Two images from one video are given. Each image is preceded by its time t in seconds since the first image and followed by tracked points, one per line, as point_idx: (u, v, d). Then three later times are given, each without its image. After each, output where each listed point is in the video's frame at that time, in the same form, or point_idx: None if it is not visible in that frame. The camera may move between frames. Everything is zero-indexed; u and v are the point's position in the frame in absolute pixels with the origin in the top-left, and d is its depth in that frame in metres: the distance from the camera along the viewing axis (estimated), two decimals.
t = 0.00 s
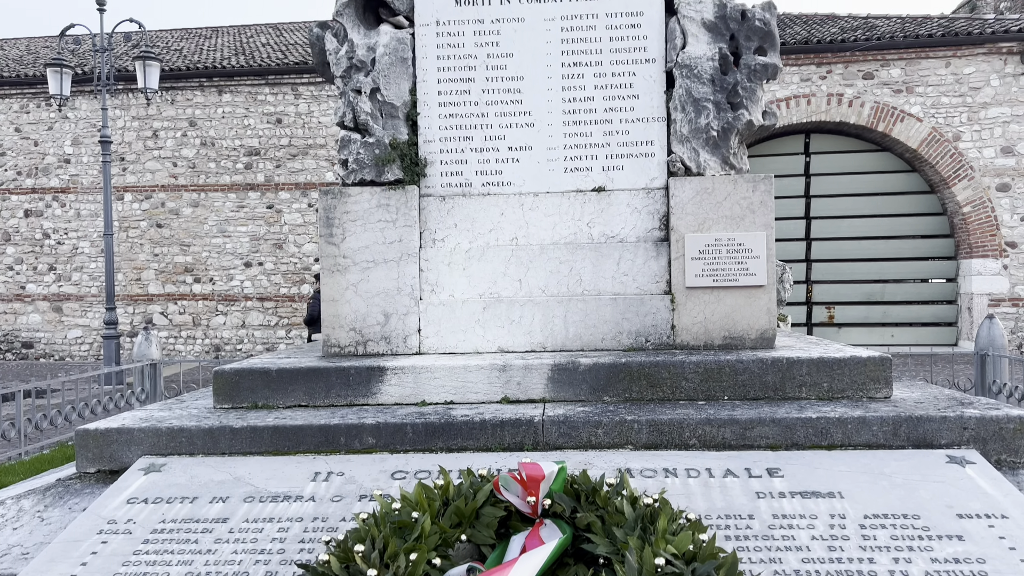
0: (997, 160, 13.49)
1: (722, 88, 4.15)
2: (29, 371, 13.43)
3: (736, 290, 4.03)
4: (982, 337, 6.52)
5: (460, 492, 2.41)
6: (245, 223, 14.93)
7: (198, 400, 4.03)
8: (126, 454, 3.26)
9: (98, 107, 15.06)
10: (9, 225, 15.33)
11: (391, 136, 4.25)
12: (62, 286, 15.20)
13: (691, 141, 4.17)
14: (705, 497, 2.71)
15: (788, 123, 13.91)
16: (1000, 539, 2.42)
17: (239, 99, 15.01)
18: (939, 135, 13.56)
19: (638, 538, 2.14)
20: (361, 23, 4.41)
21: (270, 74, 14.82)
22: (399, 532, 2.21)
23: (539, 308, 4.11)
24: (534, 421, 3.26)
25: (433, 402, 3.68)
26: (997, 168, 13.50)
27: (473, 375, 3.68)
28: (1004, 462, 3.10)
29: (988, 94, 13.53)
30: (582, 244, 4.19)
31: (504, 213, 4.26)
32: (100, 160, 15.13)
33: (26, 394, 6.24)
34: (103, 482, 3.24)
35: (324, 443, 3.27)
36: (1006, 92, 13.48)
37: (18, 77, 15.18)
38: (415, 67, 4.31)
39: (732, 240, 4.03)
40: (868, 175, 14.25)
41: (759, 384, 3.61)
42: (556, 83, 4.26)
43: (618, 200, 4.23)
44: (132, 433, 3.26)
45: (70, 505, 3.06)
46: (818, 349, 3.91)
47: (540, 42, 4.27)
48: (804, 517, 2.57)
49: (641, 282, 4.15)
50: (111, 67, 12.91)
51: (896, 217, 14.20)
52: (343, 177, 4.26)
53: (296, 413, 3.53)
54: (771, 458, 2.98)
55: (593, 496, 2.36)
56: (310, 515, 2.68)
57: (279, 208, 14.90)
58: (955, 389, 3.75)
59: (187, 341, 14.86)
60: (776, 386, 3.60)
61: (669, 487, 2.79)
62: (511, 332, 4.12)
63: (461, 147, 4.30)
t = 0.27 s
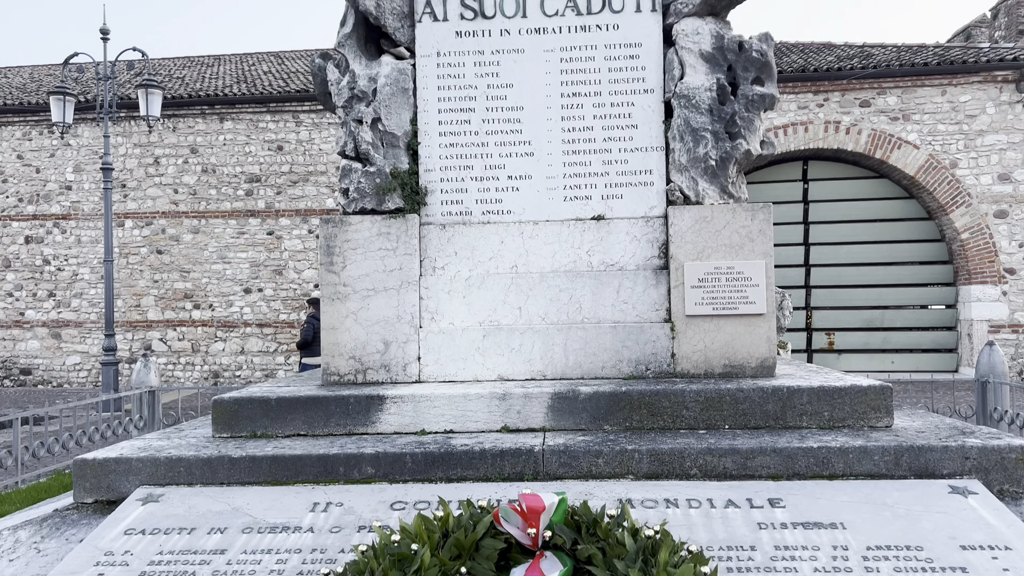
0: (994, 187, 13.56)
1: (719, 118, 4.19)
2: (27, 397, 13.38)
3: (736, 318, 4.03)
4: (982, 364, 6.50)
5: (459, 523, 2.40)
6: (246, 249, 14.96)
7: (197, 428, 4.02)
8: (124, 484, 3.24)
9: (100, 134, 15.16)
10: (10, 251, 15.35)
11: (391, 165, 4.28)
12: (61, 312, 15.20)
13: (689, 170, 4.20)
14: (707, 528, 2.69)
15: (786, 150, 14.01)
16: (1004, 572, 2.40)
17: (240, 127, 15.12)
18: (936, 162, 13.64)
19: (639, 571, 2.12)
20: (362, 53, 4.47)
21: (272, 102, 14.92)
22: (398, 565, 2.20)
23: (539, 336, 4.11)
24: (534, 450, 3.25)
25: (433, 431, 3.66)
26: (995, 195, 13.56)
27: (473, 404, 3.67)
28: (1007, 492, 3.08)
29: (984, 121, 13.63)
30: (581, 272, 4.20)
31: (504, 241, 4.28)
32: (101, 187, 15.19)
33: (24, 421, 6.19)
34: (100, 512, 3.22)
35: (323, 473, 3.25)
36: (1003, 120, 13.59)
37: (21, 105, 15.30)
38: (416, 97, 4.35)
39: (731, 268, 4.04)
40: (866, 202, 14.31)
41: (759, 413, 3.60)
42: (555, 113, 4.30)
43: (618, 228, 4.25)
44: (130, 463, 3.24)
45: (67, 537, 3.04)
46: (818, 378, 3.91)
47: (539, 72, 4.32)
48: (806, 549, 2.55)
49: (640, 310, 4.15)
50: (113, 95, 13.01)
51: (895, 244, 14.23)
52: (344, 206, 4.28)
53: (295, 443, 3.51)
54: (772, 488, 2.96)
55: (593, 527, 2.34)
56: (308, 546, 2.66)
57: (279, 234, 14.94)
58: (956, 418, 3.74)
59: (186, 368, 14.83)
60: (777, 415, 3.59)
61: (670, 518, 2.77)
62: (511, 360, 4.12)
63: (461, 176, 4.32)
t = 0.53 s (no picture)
0: (992, 212, 13.62)
1: (717, 146, 4.23)
2: (24, 423, 13.32)
3: (735, 345, 4.04)
4: (982, 390, 6.49)
5: (459, 554, 2.38)
6: (246, 274, 14.98)
7: (196, 456, 4.00)
8: (122, 512, 3.22)
9: (101, 160, 15.25)
10: (10, 276, 15.36)
11: (392, 192, 4.30)
12: (60, 337, 15.18)
13: (688, 198, 4.22)
14: (708, 558, 2.68)
15: (784, 176, 14.08)
16: None
17: (242, 152, 15.21)
18: (934, 188, 13.71)
19: None
20: (363, 82, 4.51)
21: (273, 127, 15.05)
22: None
23: (539, 363, 4.11)
24: (535, 478, 3.23)
25: (432, 458, 3.65)
26: (992, 220, 13.62)
27: (473, 431, 3.66)
28: (1009, 521, 3.07)
29: (981, 147, 13.73)
30: (581, 299, 4.21)
31: (504, 268, 4.29)
32: (102, 212, 15.24)
33: (22, 446, 6.15)
34: (98, 541, 3.20)
35: (322, 501, 3.23)
36: (999, 146, 13.69)
37: (24, 130, 15.39)
38: (416, 126, 4.39)
39: (730, 295, 4.05)
40: (864, 227, 14.36)
41: (760, 440, 3.59)
42: (555, 141, 4.34)
43: (617, 255, 4.27)
44: (128, 491, 3.23)
45: (64, 566, 3.01)
46: (818, 405, 3.91)
47: (539, 101, 4.36)
48: None
49: (640, 336, 4.15)
50: (116, 121, 13.10)
51: (893, 269, 14.26)
52: (345, 232, 4.30)
53: (294, 470, 3.50)
54: (773, 517, 2.95)
55: (594, 558, 2.33)
56: None
57: (279, 259, 14.96)
58: (956, 446, 3.73)
59: (184, 393, 14.79)
60: (777, 442, 3.59)
61: (672, 547, 2.76)
62: (511, 387, 4.11)
63: (461, 203, 4.35)
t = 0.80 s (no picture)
0: (989, 235, 13.67)
1: (715, 171, 4.26)
2: (20, 446, 13.25)
3: (735, 369, 4.04)
4: (982, 414, 6.46)
5: None
6: (245, 296, 14.97)
7: (194, 480, 3.99)
8: (119, 538, 3.20)
9: (102, 182, 15.30)
10: (8, 298, 15.36)
11: (392, 217, 4.32)
12: (58, 359, 15.14)
13: (686, 223, 4.25)
14: None
15: (782, 199, 14.14)
16: None
17: (242, 175, 15.28)
18: (931, 211, 13.76)
19: None
20: (364, 107, 4.54)
21: (273, 150, 15.13)
22: None
23: (538, 387, 4.10)
24: (533, 504, 3.22)
25: (431, 484, 3.64)
26: (990, 243, 13.66)
27: (471, 456, 3.65)
28: (1011, 548, 3.05)
29: (977, 170, 13.81)
30: (580, 323, 4.21)
31: (504, 291, 4.30)
32: (102, 234, 15.27)
33: (19, 469, 6.11)
34: (94, 567, 3.17)
35: (320, 527, 3.22)
36: (995, 169, 13.77)
37: (25, 153, 15.47)
38: (417, 150, 4.42)
39: (729, 319, 4.06)
40: (862, 250, 14.40)
41: (760, 465, 3.58)
42: (554, 165, 4.36)
43: (616, 279, 4.27)
44: (125, 516, 3.21)
45: None
46: (818, 430, 3.90)
47: (538, 126, 4.40)
48: None
49: (639, 360, 4.15)
50: (116, 144, 13.15)
51: (892, 291, 14.28)
52: (345, 256, 4.31)
53: (292, 496, 3.49)
54: (774, 543, 2.94)
55: None
56: None
57: (278, 281, 14.95)
58: (957, 471, 3.72)
59: (181, 415, 14.73)
60: (777, 468, 3.57)
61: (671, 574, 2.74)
62: (510, 411, 4.11)
63: (461, 227, 4.37)
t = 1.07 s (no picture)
0: (987, 256, 13.70)
1: (712, 194, 4.28)
2: (16, 467, 13.17)
3: (733, 391, 4.04)
4: (982, 435, 6.44)
5: None
6: (243, 316, 14.95)
7: (190, 503, 3.97)
8: (114, 561, 3.18)
9: (101, 202, 15.34)
10: (6, 317, 15.34)
11: (391, 238, 4.33)
12: (55, 379, 15.10)
13: (684, 244, 4.26)
14: None
15: (780, 220, 14.19)
16: None
17: (241, 195, 15.33)
18: (929, 232, 13.81)
19: None
20: (363, 130, 4.57)
21: (273, 170, 15.19)
22: None
23: (536, 409, 4.09)
24: (531, 528, 3.20)
25: (428, 506, 3.62)
26: (987, 264, 13.69)
27: (469, 479, 3.63)
28: (1011, 572, 3.04)
29: (974, 192, 13.87)
30: (578, 344, 4.21)
31: (502, 312, 4.30)
32: (101, 254, 15.28)
33: (14, 491, 6.06)
34: None
35: (316, 551, 3.20)
36: (992, 191, 13.83)
37: (26, 173, 15.52)
38: (416, 172, 4.44)
39: (727, 341, 4.06)
40: (860, 271, 14.42)
41: (758, 488, 3.57)
42: (552, 187, 4.38)
43: (614, 301, 4.27)
44: (120, 540, 3.19)
45: None
46: (816, 452, 3.89)
47: (536, 148, 4.42)
48: None
49: (637, 382, 4.15)
50: (116, 164, 13.20)
51: (890, 312, 14.29)
52: (343, 278, 4.32)
53: (288, 519, 3.47)
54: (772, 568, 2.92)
55: None
56: None
57: (276, 301, 14.94)
58: (956, 495, 3.70)
59: (178, 436, 14.66)
60: (776, 491, 3.56)
61: None
62: (508, 433, 4.10)
63: (459, 248, 4.38)
